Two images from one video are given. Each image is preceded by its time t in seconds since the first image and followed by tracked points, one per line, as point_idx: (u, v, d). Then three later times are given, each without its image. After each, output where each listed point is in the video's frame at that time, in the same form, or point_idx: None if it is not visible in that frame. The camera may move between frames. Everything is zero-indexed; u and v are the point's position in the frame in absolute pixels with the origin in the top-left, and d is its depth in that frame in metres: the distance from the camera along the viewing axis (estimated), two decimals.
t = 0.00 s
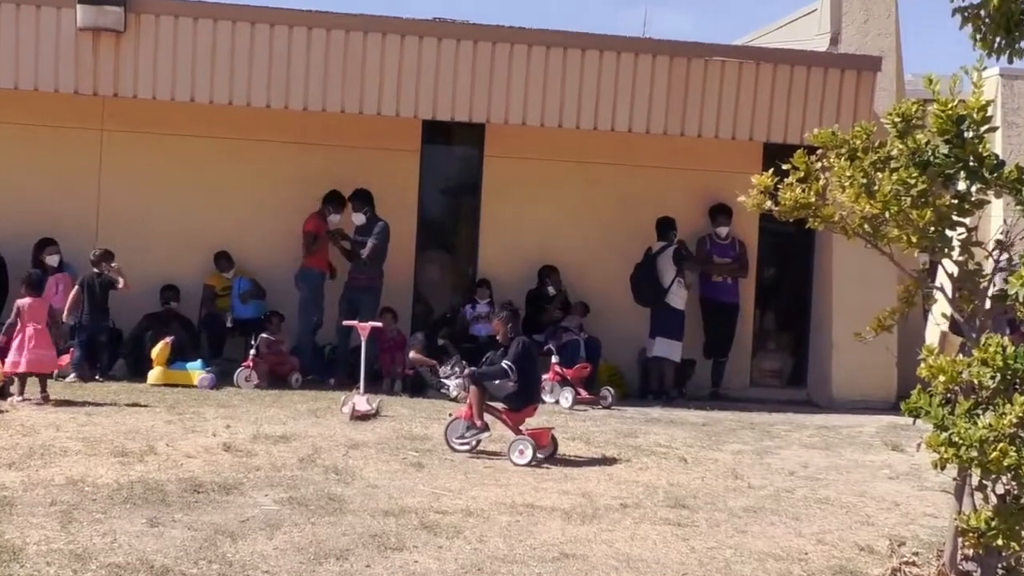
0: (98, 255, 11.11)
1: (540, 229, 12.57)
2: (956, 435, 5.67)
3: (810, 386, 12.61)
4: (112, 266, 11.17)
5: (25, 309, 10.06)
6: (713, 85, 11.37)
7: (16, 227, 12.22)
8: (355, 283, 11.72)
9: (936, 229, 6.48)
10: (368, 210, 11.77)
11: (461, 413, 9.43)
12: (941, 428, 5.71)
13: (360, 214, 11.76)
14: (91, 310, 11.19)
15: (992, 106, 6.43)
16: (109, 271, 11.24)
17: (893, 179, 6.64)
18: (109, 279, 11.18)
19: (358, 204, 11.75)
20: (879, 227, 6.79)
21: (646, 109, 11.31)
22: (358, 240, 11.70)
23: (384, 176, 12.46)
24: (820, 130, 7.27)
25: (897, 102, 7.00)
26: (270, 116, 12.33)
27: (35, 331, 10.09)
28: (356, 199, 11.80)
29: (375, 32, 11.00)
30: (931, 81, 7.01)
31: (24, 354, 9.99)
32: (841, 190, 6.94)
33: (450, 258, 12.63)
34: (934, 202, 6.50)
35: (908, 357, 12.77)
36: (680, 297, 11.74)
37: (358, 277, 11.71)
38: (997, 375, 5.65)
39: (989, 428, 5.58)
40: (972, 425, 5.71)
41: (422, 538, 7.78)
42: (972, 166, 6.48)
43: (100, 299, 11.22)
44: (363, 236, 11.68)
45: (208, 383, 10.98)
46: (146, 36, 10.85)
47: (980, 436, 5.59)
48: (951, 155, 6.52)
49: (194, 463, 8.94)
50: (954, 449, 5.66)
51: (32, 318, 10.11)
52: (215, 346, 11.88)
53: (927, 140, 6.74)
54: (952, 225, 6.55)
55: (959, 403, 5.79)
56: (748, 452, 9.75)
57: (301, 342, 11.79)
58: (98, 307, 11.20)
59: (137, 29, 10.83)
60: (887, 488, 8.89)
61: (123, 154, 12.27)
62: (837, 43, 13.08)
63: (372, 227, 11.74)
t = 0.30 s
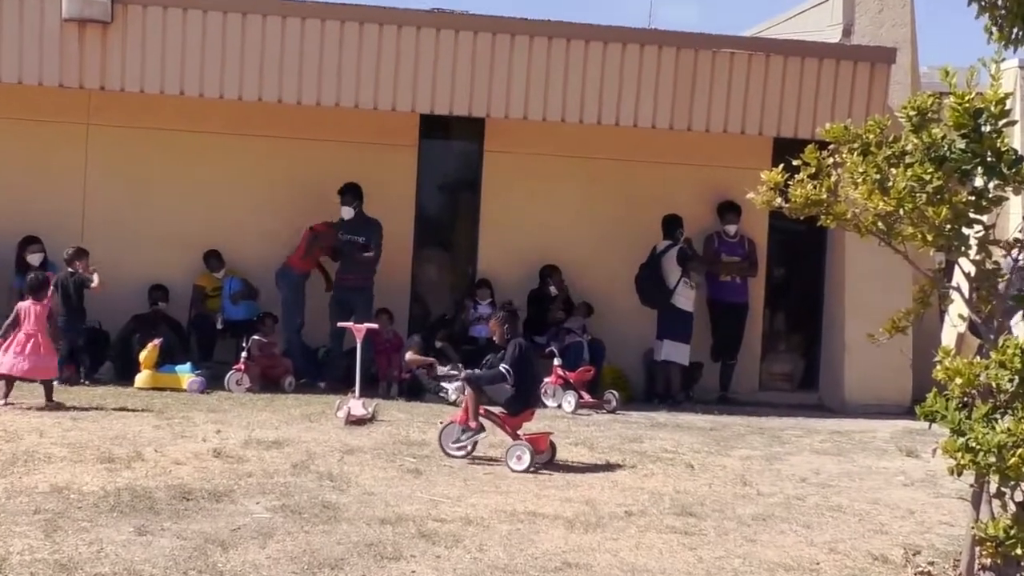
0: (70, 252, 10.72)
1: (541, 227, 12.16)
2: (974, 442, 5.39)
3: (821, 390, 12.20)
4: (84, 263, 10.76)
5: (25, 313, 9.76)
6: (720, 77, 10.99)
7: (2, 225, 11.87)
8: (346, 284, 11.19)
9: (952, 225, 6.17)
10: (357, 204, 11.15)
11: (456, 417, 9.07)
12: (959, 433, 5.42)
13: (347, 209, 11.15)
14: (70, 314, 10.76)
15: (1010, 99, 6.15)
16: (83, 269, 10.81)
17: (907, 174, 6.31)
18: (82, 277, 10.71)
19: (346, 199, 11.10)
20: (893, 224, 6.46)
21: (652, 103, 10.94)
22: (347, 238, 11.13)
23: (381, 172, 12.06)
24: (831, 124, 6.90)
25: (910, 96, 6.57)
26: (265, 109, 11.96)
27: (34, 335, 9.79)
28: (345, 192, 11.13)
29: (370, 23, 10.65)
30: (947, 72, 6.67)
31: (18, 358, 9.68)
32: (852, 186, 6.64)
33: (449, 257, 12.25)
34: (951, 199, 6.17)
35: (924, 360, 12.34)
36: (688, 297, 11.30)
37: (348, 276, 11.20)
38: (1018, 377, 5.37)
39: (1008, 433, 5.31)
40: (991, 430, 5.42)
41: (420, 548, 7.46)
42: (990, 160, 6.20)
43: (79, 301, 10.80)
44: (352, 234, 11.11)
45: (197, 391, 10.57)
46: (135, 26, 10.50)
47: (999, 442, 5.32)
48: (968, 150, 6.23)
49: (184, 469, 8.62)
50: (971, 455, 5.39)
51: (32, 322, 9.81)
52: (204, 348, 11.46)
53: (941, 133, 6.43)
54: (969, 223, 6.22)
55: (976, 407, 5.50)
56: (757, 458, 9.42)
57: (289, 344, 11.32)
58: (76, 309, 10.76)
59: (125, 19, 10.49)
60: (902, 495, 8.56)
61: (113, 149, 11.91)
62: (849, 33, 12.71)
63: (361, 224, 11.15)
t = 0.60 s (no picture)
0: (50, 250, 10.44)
1: (543, 224, 11.79)
2: (990, 447, 5.15)
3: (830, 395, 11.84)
4: (65, 260, 10.44)
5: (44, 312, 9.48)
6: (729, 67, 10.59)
7: None
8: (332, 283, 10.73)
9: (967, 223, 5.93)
10: (340, 200, 10.71)
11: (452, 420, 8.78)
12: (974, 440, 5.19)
13: (330, 205, 10.71)
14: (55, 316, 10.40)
15: None
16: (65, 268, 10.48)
17: (919, 172, 6.06)
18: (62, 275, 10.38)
19: (328, 193, 10.67)
20: (905, 222, 6.27)
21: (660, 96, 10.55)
22: (332, 236, 10.69)
23: (377, 167, 11.66)
24: (843, 119, 6.61)
25: (925, 89, 6.24)
26: (257, 102, 11.54)
27: (51, 336, 9.48)
28: (328, 187, 10.71)
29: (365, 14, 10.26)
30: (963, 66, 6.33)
31: (31, 357, 9.37)
32: (863, 184, 6.31)
33: (447, 256, 11.89)
34: (965, 196, 5.93)
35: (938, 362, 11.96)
36: (688, 299, 10.97)
37: (337, 276, 10.72)
38: None
39: None
40: (1008, 436, 5.17)
41: (417, 556, 7.18)
42: (1009, 157, 5.82)
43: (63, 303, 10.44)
44: (338, 232, 10.68)
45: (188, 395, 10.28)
46: (121, 16, 10.10)
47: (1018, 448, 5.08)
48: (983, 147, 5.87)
49: (173, 476, 8.34)
50: (986, 461, 5.16)
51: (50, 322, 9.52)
52: (194, 351, 11.11)
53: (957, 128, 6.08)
54: (984, 222, 5.98)
55: (992, 411, 5.23)
56: (765, 464, 9.12)
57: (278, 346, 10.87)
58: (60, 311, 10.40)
59: (111, 9, 10.09)
60: (915, 503, 8.27)
61: (100, 142, 11.47)
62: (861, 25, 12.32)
63: (346, 220, 10.71)
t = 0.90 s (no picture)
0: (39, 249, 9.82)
1: (544, 219, 11.17)
2: (1017, 453, 4.79)
3: (849, 400, 11.26)
4: (55, 261, 9.82)
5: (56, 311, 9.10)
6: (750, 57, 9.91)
7: None
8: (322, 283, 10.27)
9: (989, 220, 5.52)
10: (326, 195, 10.32)
11: (449, 427, 8.39)
12: (999, 445, 4.83)
13: (317, 200, 10.33)
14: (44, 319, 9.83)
15: None
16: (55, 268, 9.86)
17: (939, 165, 5.65)
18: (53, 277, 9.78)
19: (314, 190, 10.27)
20: (925, 218, 5.90)
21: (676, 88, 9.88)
22: (320, 233, 10.30)
23: (370, 160, 11.03)
24: (860, 110, 6.16)
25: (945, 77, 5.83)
26: (243, 93, 10.94)
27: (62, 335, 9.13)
28: (311, 183, 10.31)
29: None
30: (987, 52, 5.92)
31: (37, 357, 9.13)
32: (882, 179, 5.96)
33: (443, 253, 11.24)
34: (988, 190, 5.53)
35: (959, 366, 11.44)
36: (692, 299, 10.45)
37: (326, 274, 10.29)
38: None
39: None
40: None
41: (414, 568, 6.78)
42: None
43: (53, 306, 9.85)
44: (327, 228, 10.28)
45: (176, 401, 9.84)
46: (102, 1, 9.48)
47: None
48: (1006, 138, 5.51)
49: (159, 484, 7.95)
50: (1011, 469, 4.78)
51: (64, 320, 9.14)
52: (181, 354, 10.66)
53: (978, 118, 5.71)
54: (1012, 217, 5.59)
55: (1018, 416, 4.87)
56: (779, 472, 8.72)
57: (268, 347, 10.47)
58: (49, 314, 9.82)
59: None
60: (936, 512, 7.88)
61: (78, 136, 10.85)
62: (877, 14, 11.85)
63: (334, 217, 10.30)
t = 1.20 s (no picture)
0: (37, 246, 9.63)
1: (547, 217, 10.90)
2: None
3: (860, 403, 10.99)
4: (52, 258, 9.64)
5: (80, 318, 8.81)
6: (768, 45, 9.40)
7: None
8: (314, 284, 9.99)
9: (1006, 216, 5.26)
10: (322, 192, 10.05)
11: (447, 432, 8.14)
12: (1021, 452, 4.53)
13: (311, 197, 10.04)
14: (35, 317, 9.58)
15: None
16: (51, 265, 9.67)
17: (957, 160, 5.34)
18: (49, 273, 9.60)
19: (309, 187, 9.98)
20: (941, 215, 5.62)
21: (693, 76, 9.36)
22: (314, 231, 10.04)
23: (368, 156, 10.76)
24: (872, 103, 5.82)
25: (963, 70, 5.59)
26: (235, 85, 10.63)
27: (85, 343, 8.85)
28: (306, 179, 10.04)
29: None
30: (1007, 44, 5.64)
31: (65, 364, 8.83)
32: (896, 174, 5.66)
33: (443, 251, 10.98)
34: (1007, 186, 5.23)
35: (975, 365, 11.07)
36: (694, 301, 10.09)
37: (320, 273, 10.05)
38: None
39: None
40: None
41: None
42: None
43: (46, 303, 9.61)
44: (323, 225, 10.02)
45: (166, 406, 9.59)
46: None
47: None
48: None
49: (148, 490, 7.69)
50: None
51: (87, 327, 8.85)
52: (172, 355, 10.41)
53: (996, 113, 5.47)
54: None
55: None
56: (790, 477, 8.45)
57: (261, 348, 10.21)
58: (41, 311, 9.57)
59: None
60: (953, 519, 7.60)
61: (65, 130, 10.55)
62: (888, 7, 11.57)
63: (329, 215, 10.04)
